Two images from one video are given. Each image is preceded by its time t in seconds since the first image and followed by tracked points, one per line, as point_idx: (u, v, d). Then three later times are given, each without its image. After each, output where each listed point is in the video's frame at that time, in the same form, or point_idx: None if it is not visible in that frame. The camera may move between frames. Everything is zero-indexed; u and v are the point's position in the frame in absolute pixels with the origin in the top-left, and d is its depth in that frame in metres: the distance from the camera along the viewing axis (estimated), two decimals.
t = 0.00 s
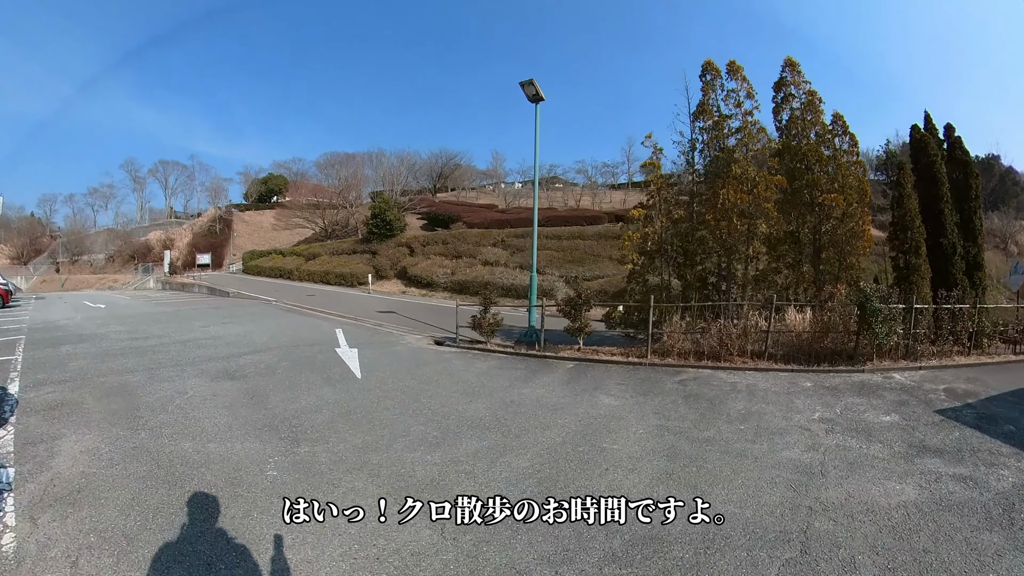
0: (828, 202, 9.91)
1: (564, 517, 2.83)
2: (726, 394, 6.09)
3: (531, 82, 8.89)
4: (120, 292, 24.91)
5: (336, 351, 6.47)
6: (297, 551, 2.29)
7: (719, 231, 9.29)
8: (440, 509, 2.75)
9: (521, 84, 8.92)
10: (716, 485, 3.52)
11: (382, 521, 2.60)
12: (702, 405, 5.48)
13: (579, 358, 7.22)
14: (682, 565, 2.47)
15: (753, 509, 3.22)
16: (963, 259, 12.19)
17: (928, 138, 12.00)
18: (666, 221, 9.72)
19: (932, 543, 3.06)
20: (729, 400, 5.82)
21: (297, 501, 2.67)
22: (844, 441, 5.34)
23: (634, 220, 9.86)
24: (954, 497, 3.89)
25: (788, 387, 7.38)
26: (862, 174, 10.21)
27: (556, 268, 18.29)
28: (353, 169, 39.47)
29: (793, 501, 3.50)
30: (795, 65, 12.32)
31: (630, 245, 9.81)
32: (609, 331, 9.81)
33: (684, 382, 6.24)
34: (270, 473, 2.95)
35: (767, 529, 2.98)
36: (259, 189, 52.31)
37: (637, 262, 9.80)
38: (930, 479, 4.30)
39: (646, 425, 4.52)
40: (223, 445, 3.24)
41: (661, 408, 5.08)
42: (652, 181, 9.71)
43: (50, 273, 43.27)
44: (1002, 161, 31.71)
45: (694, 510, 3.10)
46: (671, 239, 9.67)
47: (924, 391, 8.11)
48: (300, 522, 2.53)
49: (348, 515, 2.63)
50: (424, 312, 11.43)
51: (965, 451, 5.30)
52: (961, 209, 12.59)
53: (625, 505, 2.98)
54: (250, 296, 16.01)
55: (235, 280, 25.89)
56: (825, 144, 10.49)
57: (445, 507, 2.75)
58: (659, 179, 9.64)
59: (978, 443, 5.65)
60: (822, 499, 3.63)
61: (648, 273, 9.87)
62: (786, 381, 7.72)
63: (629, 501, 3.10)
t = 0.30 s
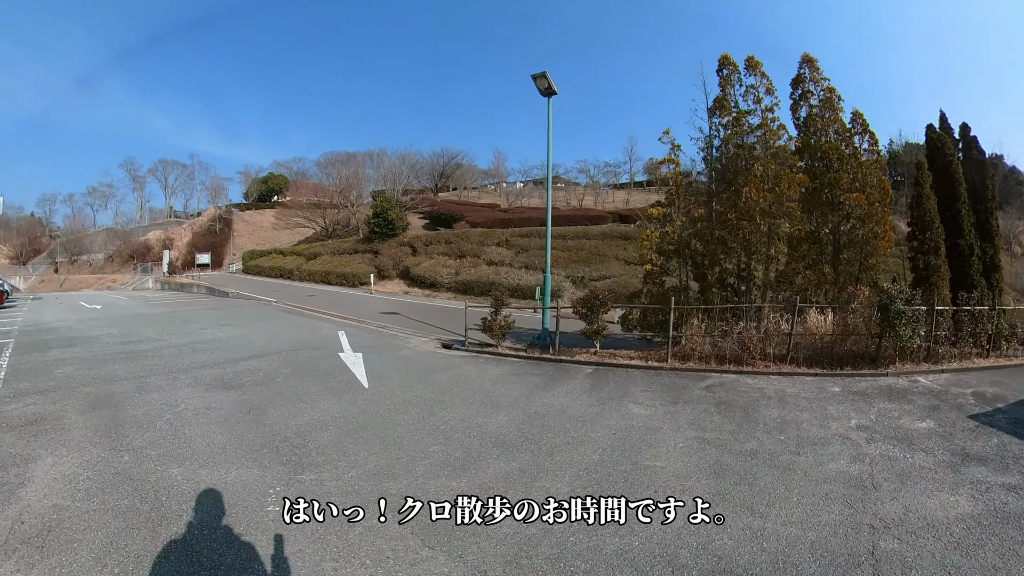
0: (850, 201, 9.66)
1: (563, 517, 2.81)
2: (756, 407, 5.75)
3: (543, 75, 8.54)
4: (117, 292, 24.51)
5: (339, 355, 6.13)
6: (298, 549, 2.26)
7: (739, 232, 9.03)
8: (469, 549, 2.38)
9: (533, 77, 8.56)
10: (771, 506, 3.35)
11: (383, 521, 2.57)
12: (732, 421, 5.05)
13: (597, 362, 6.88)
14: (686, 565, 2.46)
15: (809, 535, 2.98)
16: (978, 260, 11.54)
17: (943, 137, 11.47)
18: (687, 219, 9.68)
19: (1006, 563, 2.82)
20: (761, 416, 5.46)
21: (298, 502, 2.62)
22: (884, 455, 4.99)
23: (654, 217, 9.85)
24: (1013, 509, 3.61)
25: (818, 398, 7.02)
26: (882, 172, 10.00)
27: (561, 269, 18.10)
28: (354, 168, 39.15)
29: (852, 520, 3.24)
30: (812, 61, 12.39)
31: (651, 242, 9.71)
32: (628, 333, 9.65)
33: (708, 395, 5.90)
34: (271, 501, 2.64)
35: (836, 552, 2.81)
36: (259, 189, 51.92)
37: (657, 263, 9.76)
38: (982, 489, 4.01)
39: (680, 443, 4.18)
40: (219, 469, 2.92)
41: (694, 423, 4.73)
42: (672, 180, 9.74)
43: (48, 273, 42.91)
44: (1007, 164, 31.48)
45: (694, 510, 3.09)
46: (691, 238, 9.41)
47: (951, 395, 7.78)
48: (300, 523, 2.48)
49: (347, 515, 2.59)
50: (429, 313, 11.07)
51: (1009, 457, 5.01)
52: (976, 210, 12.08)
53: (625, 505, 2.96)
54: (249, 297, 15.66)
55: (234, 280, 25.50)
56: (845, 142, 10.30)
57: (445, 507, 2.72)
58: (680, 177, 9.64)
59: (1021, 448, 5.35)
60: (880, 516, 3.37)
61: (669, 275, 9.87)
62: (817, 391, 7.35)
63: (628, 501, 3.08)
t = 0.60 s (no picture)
0: (874, 199, 9.37)
1: (563, 517, 2.72)
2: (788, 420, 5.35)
3: (559, 65, 8.20)
4: (114, 292, 24.04)
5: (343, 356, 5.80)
6: (299, 549, 2.19)
7: (761, 230, 8.83)
8: (521, 560, 2.26)
9: (548, 68, 8.23)
10: (824, 531, 2.98)
11: (382, 521, 2.49)
12: (773, 427, 5.19)
13: (616, 366, 6.50)
14: (688, 564, 2.39)
15: (881, 562, 2.64)
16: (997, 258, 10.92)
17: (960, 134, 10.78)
18: (707, 216, 9.49)
19: None
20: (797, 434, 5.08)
21: (297, 502, 2.53)
22: (930, 459, 4.67)
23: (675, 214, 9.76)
24: None
25: (849, 409, 6.61)
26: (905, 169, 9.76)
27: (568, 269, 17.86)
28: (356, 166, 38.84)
29: (918, 527, 3.11)
30: (831, 56, 12.31)
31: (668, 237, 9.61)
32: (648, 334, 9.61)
33: (736, 405, 5.56)
34: (275, 529, 2.33)
35: (912, 564, 2.68)
36: (259, 188, 51.59)
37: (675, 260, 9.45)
38: None
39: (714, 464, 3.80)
40: (216, 492, 2.59)
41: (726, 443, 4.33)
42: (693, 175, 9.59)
43: (46, 273, 42.44)
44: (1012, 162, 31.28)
45: (694, 510, 3.01)
46: (712, 234, 9.11)
47: (981, 394, 7.46)
48: (299, 523, 2.41)
49: (347, 516, 2.52)
50: (436, 313, 10.75)
51: None
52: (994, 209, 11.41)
53: (625, 505, 2.87)
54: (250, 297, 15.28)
55: (234, 280, 25.09)
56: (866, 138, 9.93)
57: (445, 507, 2.63)
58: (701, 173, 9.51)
59: None
60: (944, 519, 3.26)
61: (686, 274, 9.49)
62: (849, 407, 6.79)
63: (628, 501, 2.99)
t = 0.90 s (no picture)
0: (896, 201, 8.98)
1: (563, 517, 2.75)
2: (824, 435, 4.99)
3: (575, 60, 7.92)
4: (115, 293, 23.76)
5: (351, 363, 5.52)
6: (302, 546, 2.25)
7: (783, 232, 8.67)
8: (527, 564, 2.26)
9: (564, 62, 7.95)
10: (881, 560, 2.71)
11: (383, 521, 2.51)
12: (812, 437, 4.98)
13: (636, 374, 6.20)
14: (683, 564, 2.41)
15: None
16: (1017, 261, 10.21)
17: (977, 136, 10.17)
18: (732, 216, 9.18)
19: None
20: (834, 447, 4.75)
21: (297, 501, 2.56)
22: (974, 469, 4.41)
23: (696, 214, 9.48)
24: None
25: (881, 417, 6.29)
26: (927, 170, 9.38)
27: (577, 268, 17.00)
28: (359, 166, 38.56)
29: (979, 542, 2.94)
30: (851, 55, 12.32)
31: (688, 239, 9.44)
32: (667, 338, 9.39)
33: (765, 420, 5.26)
34: (276, 529, 2.36)
35: None
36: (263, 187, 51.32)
37: (697, 264, 9.29)
38: None
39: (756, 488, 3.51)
40: (217, 525, 2.35)
41: (763, 463, 4.02)
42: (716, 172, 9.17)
43: (48, 273, 42.22)
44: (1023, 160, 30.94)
45: (694, 509, 3.00)
46: (738, 236, 8.97)
47: (1010, 399, 7.19)
48: (300, 523, 2.43)
49: (348, 516, 2.54)
50: (445, 316, 10.45)
51: None
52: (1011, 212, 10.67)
53: (624, 505, 2.89)
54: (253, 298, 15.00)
55: (236, 280, 24.81)
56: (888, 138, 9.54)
57: (445, 507, 2.66)
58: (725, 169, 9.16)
59: None
60: (1004, 533, 3.10)
61: (708, 276, 9.29)
62: (880, 414, 6.48)
63: (628, 500, 3.01)
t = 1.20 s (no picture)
0: (919, 197, 8.53)
1: (563, 517, 2.66)
2: (871, 440, 5.07)
3: (592, 51, 7.60)
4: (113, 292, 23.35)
5: (357, 365, 5.19)
6: (303, 547, 2.15)
7: (808, 231, 8.40)
8: (526, 564, 2.19)
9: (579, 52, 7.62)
10: None
11: (383, 522, 2.42)
12: (860, 442, 5.05)
13: (658, 381, 5.87)
14: (687, 562, 2.36)
15: None
16: None
17: (994, 133, 9.71)
18: (756, 211, 8.93)
19: None
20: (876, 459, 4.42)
21: (297, 501, 2.47)
22: None
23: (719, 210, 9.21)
24: None
25: (918, 418, 6.05)
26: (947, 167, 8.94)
27: (585, 267, 16.63)
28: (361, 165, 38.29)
29: None
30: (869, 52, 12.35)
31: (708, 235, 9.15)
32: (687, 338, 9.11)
33: (798, 435, 4.94)
34: (275, 529, 2.27)
35: None
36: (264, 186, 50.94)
37: (719, 260, 8.95)
38: None
39: (802, 508, 3.20)
40: (209, 561, 2.01)
41: (805, 484, 3.71)
42: (740, 167, 9.06)
43: (47, 272, 41.82)
44: None
45: (693, 510, 2.95)
46: (761, 230, 8.67)
47: None
48: (299, 523, 2.34)
49: (347, 516, 2.45)
50: (452, 316, 10.09)
51: None
52: None
53: (625, 505, 2.80)
54: (253, 298, 14.64)
55: (236, 279, 24.42)
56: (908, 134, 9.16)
57: (445, 507, 2.57)
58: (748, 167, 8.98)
59: None
60: None
61: (730, 272, 8.95)
62: (914, 417, 6.15)
63: (628, 501, 2.93)
